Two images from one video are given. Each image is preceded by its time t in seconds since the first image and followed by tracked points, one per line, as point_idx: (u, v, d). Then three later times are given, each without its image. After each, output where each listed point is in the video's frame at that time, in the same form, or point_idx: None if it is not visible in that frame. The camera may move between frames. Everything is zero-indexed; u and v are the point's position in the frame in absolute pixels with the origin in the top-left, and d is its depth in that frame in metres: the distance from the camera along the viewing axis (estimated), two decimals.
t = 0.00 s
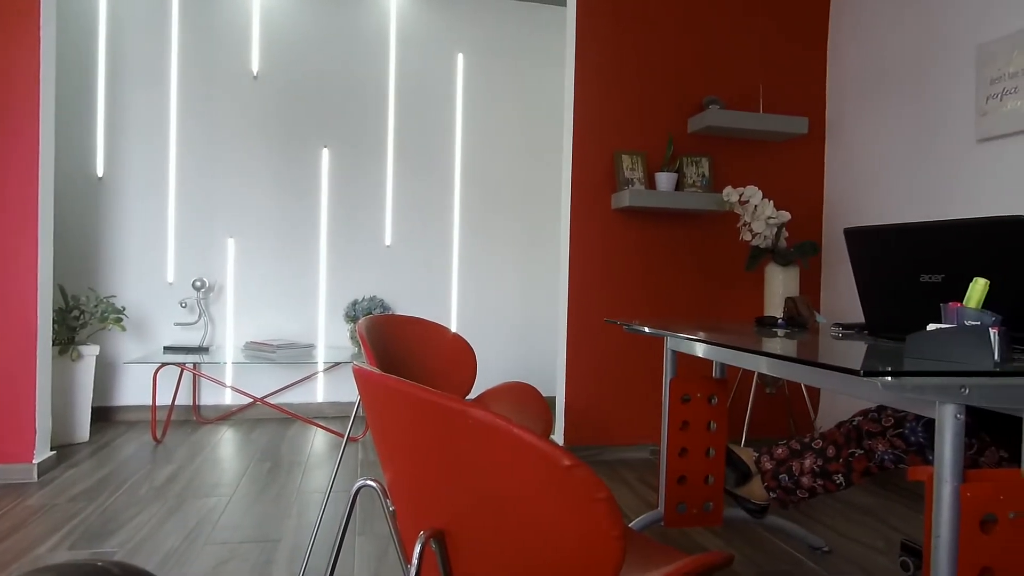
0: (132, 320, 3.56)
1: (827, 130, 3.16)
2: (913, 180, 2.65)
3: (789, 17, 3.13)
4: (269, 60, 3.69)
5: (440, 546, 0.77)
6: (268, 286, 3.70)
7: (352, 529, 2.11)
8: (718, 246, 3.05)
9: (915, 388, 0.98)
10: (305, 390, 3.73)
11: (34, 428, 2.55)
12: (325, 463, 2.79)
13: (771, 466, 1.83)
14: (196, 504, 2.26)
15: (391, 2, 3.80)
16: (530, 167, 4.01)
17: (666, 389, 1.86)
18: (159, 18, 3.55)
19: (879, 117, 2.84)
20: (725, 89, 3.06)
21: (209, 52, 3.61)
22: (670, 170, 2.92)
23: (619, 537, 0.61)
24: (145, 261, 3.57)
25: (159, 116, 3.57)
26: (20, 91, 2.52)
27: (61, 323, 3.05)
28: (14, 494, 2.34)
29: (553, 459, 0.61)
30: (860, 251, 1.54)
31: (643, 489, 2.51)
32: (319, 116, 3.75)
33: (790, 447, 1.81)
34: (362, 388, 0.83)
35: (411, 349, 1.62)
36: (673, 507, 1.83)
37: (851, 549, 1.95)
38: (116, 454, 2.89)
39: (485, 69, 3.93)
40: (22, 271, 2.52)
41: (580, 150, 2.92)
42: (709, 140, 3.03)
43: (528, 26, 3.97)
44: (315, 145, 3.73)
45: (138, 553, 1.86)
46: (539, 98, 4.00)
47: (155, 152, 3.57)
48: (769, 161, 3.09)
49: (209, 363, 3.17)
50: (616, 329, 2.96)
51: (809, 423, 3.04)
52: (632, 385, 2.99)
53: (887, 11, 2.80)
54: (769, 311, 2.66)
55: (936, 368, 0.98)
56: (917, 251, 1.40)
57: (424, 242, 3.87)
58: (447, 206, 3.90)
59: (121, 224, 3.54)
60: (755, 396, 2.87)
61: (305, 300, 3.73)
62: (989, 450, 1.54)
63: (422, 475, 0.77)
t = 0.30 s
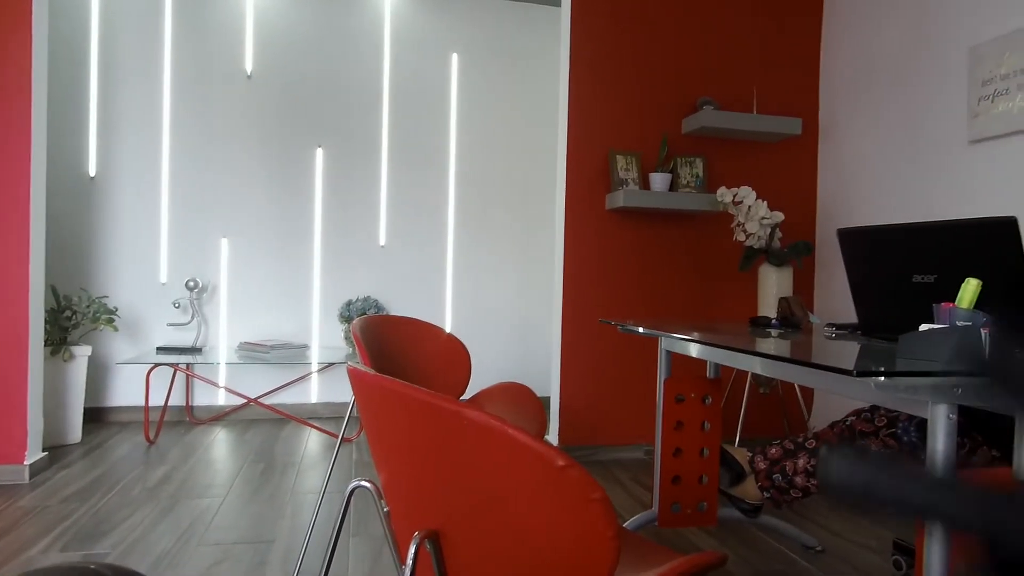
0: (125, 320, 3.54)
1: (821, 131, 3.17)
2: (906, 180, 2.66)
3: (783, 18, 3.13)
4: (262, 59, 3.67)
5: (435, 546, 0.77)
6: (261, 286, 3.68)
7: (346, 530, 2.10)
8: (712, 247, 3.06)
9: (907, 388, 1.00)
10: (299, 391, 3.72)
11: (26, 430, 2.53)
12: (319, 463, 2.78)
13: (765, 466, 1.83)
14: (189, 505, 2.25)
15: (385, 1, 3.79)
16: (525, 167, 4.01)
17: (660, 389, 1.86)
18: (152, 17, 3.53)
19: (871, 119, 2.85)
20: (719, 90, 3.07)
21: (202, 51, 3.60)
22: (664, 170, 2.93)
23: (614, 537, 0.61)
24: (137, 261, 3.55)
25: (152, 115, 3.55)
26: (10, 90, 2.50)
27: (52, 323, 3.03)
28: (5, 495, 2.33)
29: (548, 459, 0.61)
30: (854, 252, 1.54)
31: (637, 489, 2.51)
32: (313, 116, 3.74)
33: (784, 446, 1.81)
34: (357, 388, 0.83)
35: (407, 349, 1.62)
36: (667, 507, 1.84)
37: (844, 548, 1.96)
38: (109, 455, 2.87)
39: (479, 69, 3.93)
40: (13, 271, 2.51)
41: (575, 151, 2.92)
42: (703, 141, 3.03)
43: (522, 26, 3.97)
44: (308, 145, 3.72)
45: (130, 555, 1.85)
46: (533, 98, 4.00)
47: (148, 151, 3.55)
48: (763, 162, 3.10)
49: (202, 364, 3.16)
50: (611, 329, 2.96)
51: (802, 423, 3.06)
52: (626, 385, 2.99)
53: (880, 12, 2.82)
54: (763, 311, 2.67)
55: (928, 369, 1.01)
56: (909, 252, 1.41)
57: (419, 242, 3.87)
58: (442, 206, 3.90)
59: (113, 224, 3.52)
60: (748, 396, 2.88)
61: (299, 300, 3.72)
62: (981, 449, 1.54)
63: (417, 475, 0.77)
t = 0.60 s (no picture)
0: (116, 322, 3.52)
1: (812, 133, 3.19)
2: (897, 182, 2.68)
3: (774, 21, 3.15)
4: (255, 60, 3.66)
5: (428, 548, 0.77)
6: (254, 288, 3.67)
7: (338, 532, 2.10)
8: (705, 248, 3.07)
9: (899, 390, 1.01)
10: (291, 393, 3.70)
11: (16, 432, 2.51)
12: (312, 465, 2.77)
13: (757, 466, 1.82)
14: (181, 507, 2.24)
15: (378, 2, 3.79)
16: (518, 168, 4.01)
17: (653, 390, 1.87)
18: (144, 17, 3.52)
19: (863, 121, 2.87)
20: (711, 92, 3.08)
21: (194, 52, 3.59)
22: (657, 172, 2.93)
23: (606, 537, 0.62)
24: (129, 262, 3.53)
25: (144, 116, 3.53)
26: None
27: (43, 325, 3.02)
28: None
29: (541, 460, 0.62)
30: (846, 253, 1.55)
31: (631, 490, 2.52)
32: (306, 117, 3.73)
33: (776, 447, 1.81)
34: (350, 390, 0.83)
35: (400, 352, 1.61)
36: (660, 507, 1.84)
37: (836, 547, 1.97)
38: (99, 457, 2.85)
39: (473, 70, 3.93)
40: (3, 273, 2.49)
41: (568, 153, 2.92)
42: (696, 143, 3.04)
43: (515, 27, 3.97)
44: (301, 146, 3.71)
45: (123, 557, 1.85)
46: (526, 100, 4.01)
47: (139, 152, 3.53)
48: (755, 164, 3.11)
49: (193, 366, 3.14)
50: (604, 331, 2.97)
51: (794, 424, 3.07)
52: (619, 386, 3.00)
53: (871, 16, 2.83)
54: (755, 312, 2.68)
55: (919, 369, 1.02)
56: (901, 254, 1.42)
57: (412, 243, 3.86)
58: (435, 207, 3.89)
59: (105, 225, 3.50)
60: (741, 397, 2.89)
61: (292, 301, 3.71)
62: (971, 450, 1.55)
63: (410, 477, 0.77)
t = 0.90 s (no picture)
0: (105, 322, 3.50)
1: (803, 134, 3.20)
2: (887, 183, 2.69)
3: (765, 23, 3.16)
4: (245, 59, 3.65)
5: (419, 547, 0.77)
6: (244, 287, 3.65)
7: (329, 533, 2.09)
8: (697, 249, 3.08)
9: (887, 389, 1.02)
10: (282, 393, 3.69)
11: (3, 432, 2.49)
12: (303, 465, 2.76)
13: (748, 466, 1.83)
14: (171, 508, 2.22)
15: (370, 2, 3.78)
16: (510, 168, 4.01)
17: (645, 390, 1.87)
18: (134, 16, 3.49)
19: (854, 122, 2.88)
20: (703, 93, 3.09)
21: (185, 50, 3.57)
22: (649, 173, 2.94)
23: (597, 537, 0.62)
24: (119, 262, 3.51)
25: (133, 115, 3.51)
26: None
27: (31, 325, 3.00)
28: None
29: (532, 460, 0.62)
30: (836, 253, 1.56)
31: (622, 490, 2.52)
32: (297, 116, 3.72)
33: (767, 446, 1.82)
34: (341, 390, 0.83)
35: (392, 352, 1.61)
36: (651, 507, 1.85)
37: (826, 546, 1.98)
38: (88, 458, 2.83)
39: (464, 71, 3.93)
40: None
41: (560, 153, 2.92)
42: (687, 143, 3.05)
43: (507, 28, 3.97)
44: (292, 146, 3.70)
45: (112, 558, 1.83)
46: (518, 100, 4.01)
47: (129, 151, 3.51)
48: (747, 165, 3.13)
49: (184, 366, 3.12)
50: (595, 331, 2.97)
51: (784, 424, 3.08)
52: (611, 386, 3.00)
53: (862, 18, 2.85)
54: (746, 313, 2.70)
55: (908, 369, 1.02)
56: (890, 254, 1.43)
57: (404, 243, 3.85)
58: (427, 207, 3.89)
59: (94, 224, 3.48)
60: (732, 397, 2.90)
61: (283, 301, 3.70)
62: (959, 449, 1.58)
63: (401, 478, 0.77)
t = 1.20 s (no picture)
0: (92, 322, 3.47)
1: (792, 135, 3.22)
2: (874, 183, 2.72)
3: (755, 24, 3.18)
4: (234, 58, 3.63)
5: (409, 547, 0.77)
6: (233, 287, 3.63)
7: (319, 533, 2.08)
8: (687, 249, 3.09)
9: (875, 387, 1.03)
10: (272, 393, 3.67)
11: None
12: (293, 466, 2.75)
13: (736, 465, 1.83)
14: (158, 510, 2.21)
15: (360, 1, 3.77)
16: (501, 168, 4.01)
17: (635, 389, 1.87)
18: (122, 14, 3.47)
19: (842, 123, 2.90)
20: (693, 94, 3.10)
21: (173, 48, 3.54)
22: (639, 173, 2.95)
23: (587, 536, 0.62)
24: (106, 262, 3.48)
25: (121, 114, 3.48)
26: None
27: (17, 325, 2.97)
28: None
29: (523, 459, 0.61)
30: (824, 252, 1.57)
31: (612, 489, 2.53)
32: (286, 115, 3.70)
33: (756, 445, 1.82)
34: (331, 389, 0.82)
35: (382, 352, 1.61)
36: (642, 506, 1.86)
37: (814, 544, 1.99)
38: (74, 460, 2.80)
39: (455, 70, 3.92)
40: None
41: (551, 153, 2.93)
42: (677, 144, 3.06)
43: (498, 27, 3.98)
44: (282, 144, 3.68)
45: (99, 560, 1.82)
46: (509, 100, 4.01)
47: (117, 150, 3.48)
48: (736, 165, 3.14)
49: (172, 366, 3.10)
50: (586, 331, 2.98)
51: (774, 423, 3.10)
52: (601, 386, 3.01)
53: (850, 20, 2.87)
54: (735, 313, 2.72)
55: (895, 367, 1.03)
56: (878, 254, 1.44)
57: (394, 243, 3.84)
58: (418, 207, 3.88)
59: (81, 223, 3.45)
60: (721, 397, 2.91)
61: (272, 301, 3.68)
62: (946, 447, 1.59)
63: (392, 477, 0.76)
